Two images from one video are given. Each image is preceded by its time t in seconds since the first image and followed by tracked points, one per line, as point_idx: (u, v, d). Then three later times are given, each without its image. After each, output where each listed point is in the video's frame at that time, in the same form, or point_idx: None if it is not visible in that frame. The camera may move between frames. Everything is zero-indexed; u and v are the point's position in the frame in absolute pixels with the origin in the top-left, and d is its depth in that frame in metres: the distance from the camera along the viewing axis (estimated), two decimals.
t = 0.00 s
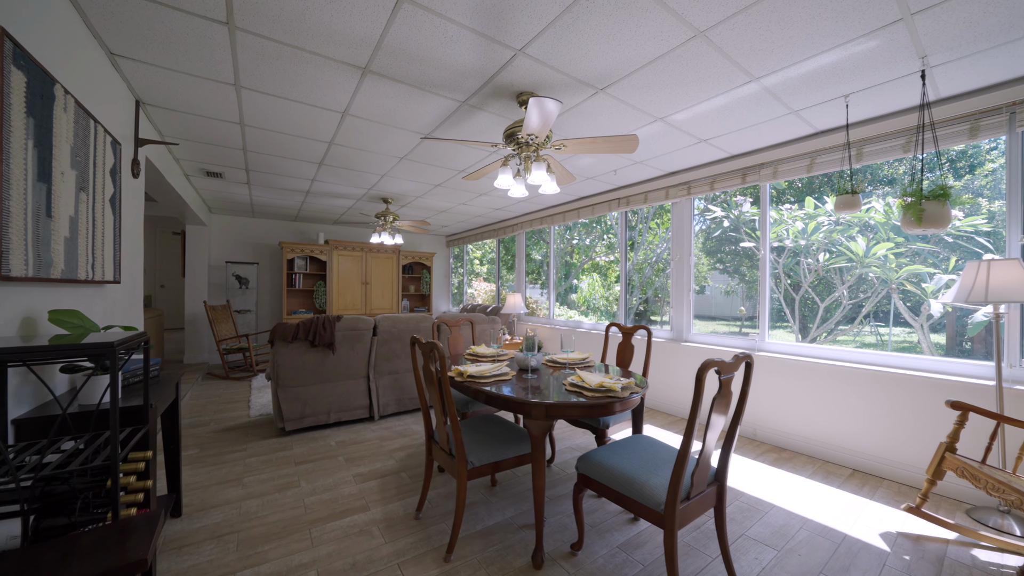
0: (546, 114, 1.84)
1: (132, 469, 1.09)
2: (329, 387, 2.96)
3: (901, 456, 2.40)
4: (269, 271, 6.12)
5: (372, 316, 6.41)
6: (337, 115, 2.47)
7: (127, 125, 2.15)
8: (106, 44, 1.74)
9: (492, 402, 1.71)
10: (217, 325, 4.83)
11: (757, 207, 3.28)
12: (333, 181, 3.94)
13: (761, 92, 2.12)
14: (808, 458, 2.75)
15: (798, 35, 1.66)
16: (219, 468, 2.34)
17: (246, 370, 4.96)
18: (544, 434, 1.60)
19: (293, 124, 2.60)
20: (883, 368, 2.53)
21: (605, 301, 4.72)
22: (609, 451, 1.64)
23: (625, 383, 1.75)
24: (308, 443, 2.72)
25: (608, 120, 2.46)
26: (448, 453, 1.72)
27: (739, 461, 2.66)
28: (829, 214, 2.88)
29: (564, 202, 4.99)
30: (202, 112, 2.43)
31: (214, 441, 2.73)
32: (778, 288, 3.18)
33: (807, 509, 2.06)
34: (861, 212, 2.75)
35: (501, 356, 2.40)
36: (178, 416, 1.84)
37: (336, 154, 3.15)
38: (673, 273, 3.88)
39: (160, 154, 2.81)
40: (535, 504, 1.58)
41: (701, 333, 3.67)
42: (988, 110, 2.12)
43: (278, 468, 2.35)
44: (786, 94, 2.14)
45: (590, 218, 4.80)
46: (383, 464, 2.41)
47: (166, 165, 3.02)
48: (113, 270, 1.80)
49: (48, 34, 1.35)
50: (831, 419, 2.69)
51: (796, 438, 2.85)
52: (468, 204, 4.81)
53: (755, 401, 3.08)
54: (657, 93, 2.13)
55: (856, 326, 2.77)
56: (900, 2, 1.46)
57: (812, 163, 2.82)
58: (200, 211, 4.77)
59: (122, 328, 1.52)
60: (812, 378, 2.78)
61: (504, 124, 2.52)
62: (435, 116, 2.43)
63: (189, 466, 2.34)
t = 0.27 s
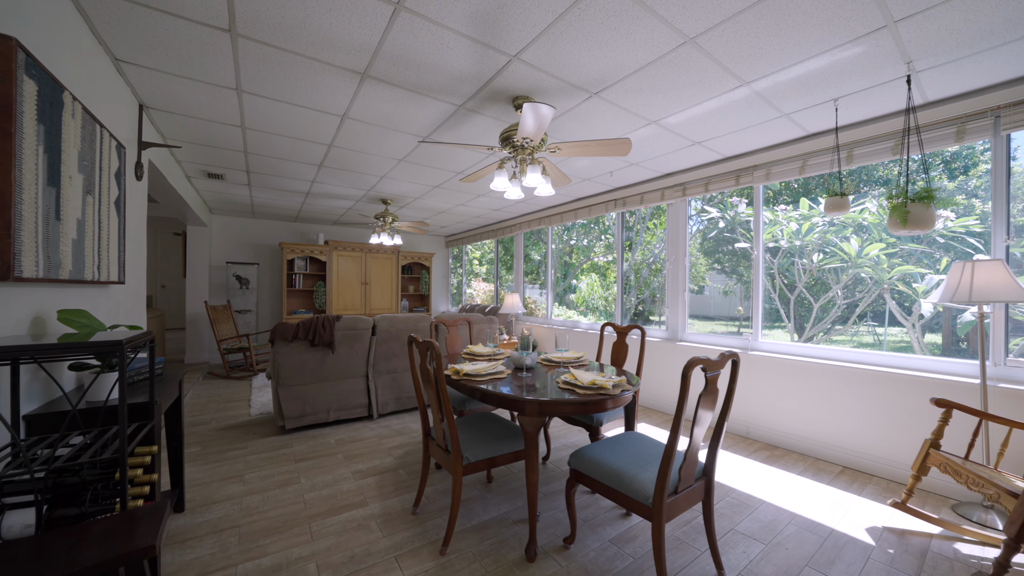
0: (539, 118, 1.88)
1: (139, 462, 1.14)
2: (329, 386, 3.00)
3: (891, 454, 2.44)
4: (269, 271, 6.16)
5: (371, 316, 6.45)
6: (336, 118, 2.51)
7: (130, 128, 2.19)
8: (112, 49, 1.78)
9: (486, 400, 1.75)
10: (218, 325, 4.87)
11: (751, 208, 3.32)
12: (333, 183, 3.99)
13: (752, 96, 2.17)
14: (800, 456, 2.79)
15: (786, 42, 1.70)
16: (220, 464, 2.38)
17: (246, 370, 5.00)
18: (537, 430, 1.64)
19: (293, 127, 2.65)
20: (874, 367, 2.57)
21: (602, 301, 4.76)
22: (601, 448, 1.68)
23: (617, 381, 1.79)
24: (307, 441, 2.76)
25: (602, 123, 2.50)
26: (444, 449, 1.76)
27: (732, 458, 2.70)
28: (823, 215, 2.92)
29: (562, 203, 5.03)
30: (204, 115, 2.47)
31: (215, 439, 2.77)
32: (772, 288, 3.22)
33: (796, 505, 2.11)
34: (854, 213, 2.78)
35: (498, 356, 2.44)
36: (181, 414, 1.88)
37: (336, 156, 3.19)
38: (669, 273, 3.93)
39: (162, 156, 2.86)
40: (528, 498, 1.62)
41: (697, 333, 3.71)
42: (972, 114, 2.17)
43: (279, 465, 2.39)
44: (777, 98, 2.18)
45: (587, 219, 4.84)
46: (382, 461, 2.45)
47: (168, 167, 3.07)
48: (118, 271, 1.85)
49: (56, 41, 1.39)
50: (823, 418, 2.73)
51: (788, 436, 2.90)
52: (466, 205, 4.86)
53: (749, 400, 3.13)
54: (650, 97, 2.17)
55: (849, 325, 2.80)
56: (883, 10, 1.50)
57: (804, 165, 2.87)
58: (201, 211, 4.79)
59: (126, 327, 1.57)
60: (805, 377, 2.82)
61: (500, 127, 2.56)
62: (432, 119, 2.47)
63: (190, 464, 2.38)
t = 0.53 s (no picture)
0: (534, 123, 1.92)
1: (144, 457, 1.17)
2: (328, 385, 3.04)
3: (884, 452, 2.47)
4: (269, 272, 6.20)
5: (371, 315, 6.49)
6: (335, 122, 2.55)
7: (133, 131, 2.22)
8: (116, 56, 1.82)
9: (483, 398, 1.79)
10: (219, 325, 4.91)
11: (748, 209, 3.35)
12: (333, 184, 4.03)
13: (744, 99, 2.20)
14: (794, 454, 2.83)
15: (775, 48, 1.74)
16: (222, 462, 2.42)
17: (247, 369, 5.03)
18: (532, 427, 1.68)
19: (294, 130, 2.69)
20: (867, 367, 2.60)
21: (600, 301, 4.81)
22: (595, 444, 1.72)
23: (611, 379, 1.82)
24: (308, 440, 2.80)
25: (599, 125, 2.54)
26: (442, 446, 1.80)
27: (727, 456, 2.74)
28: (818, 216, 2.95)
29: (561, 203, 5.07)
30: (206, 119, 2.51)
31: (217, 437, 2.81)
32: (768, 288, 3.25)
33: (788, 502, 2.15)
34: (849, 214, 2.81)
35: (496, 355, 2.48)
36: (184, 412, 1.92)
37: (336, 158, 3.23)
38: (665, 273, 3.96)
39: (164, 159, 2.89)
40: (525, 495, 1.66)
41: (693, 332, 3.75)
42: (960, 117, 2.21)
43: (279, 463, 2.43)
44: (769, 101, 2.22)
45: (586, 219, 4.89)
46: (381, 459, 2.49)
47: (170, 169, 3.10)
48: (122, 271, 1.88)
49: (63, 49, 1.43)
50: (817, 416, 2.76)
51: (783, 435, 2.93)
52: (465, 206, 4.89)
53: (744, 399, 3.17)
54: (644, 100, 2.21)
55: (845, 325, 2.83)
56: (869, 17, 1.54)
57: (797, 167, 2.91)
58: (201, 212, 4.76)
59: (131, 326, 1.60)
60: (800, 376, 2.86)
61: (497, 130, 2.60)
62: (431, 122, 2.50)
63: (191, 461, 2.41)
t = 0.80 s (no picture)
0: (529, 126, 1.94)
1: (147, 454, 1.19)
2: (327, 384, 3.06)
3: (878, 450, 2.50)
4: (269, 272, 6.22)
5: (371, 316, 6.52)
6: (335, 124, 2.57)
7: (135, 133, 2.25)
8: (119, 60, 1.85)
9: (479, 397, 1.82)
10: (219, 325, 4.94)
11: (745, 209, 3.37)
12: (333, 185, 4.06)
13: (738, 102, 2.24)
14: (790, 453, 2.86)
15: (767, 52, 1.77)
16: (223, 461, 2.45)
17: (247, 369, 5.05)
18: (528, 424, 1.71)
19: (294, 132, 2.71)
20: (861, 366, 2.63)
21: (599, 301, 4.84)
22: (589, 441, 1.75)
23: (605, 377, 1.85)
24: (307, 438, 2.82)
25: (596, 128, 2.57)
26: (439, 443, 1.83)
27: (723, 455, 2.76)
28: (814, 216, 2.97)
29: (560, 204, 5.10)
30: (207, 121, 2.53)
31: (217, 436, 2.84)
32: (765, 288, 3.29)
33: (781, 499, 2.18)
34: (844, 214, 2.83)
35: (493, 354, 2.51)
36: (185, 411, 1.95)
37: (336, 160, 3.26)
38: (663, 273, 4.00)
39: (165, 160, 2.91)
40: (521, 492, 1.68)
41: (690, 332, 3.79)
42: (950, 120, 2.25)
43: (278, 461, 2.45)
44: (763, 104, 2.25)
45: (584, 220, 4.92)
46: (379, 457, 2.51)
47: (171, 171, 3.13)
48: (124, 272, 1.91)
49: (68, 55, 1.46)
50: (812, 415, 2.79)
51: (779, 433, 2.96)
52: (464, 207, 4.92)
53: (741, 398, 3.20)
54: (640, 103, 2.24)
55: (840, 324, 2.86)
56: (857, 22, 1.57)
57: (792, 168, 2.94)
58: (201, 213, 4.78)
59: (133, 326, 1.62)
60: (795, 376, 2.89)
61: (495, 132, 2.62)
62: (429, 124, 2.53)
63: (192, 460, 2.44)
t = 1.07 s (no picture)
0: (526, 128, 1.97)
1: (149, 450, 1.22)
2: (327, 384, 3.09)
3: (873, 449, 2.52)
4: (269, 272, 6.24)
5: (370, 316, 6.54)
6: (334, 126, 2.60)
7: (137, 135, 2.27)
8: (122, 64, 1.87)
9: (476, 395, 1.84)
10: (219, 325, 4.96)
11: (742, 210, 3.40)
12: (333, 186, 4.08)
13: (733, 104, 2.26)
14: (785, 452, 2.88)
15: (761, 56, 1.79)
16: (223, 459, 2.47)
17: (246, 369, 5.07)
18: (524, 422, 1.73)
19: (294, 133, 2.74)
20: (856, 365, 2.66)
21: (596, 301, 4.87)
22: (585, 439, 1.78)
23: (601, 376, 1.88)
24: (307, 437, 2.85)
25: (593, 129, 2.59)
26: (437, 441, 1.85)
27: (719, 454, 2.78)
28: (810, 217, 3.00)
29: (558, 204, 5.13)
30: (208, 123, 2.55)
31: (217, 435, 2.86)
32: (762, 288, 3.31)
33: (776, 497, 2.20)
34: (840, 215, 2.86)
35: (491, 353, 2.54)
36: (186, 409, 1.97)
37: (335, 161, 3.29)
38: (660, 274, 4.02)
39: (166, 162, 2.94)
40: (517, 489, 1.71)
41: (688, 332, 3.81)
42: (943, 122, 2.28)
43: (278, 459, 2.48)
44: (758, 106, 2.28)
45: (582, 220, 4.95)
46: (378, 456, 2.54)
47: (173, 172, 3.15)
48: (126, 272, 1.93)
49: (72, 59, 1.48)
50: (808, 414, 2.82)
51: (775, 432, 2.99)
52: (463, 207, 4.94)
53: (737, 397, 3.22)
54: (637, 105, 2.27)
55: (837, 324, 2.88)
56: (847, 26, 1.59)
57: (787, 169, 2.97)
58: (201, 214, 4.80)
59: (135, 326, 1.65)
60: (792, 375, 2.91)
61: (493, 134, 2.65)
62: (428, 126, 2.55)
63: (192, 459, 2.46)
